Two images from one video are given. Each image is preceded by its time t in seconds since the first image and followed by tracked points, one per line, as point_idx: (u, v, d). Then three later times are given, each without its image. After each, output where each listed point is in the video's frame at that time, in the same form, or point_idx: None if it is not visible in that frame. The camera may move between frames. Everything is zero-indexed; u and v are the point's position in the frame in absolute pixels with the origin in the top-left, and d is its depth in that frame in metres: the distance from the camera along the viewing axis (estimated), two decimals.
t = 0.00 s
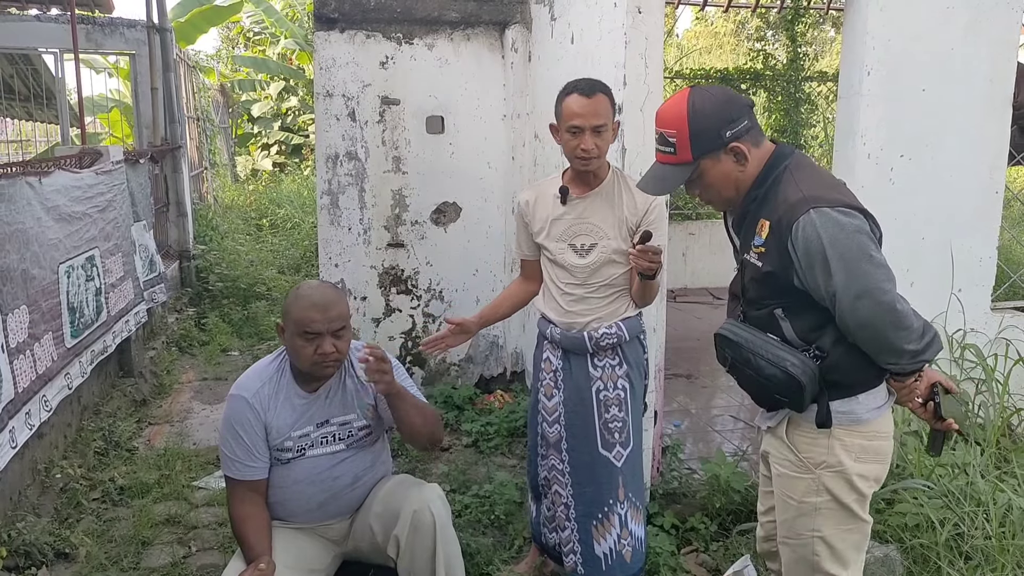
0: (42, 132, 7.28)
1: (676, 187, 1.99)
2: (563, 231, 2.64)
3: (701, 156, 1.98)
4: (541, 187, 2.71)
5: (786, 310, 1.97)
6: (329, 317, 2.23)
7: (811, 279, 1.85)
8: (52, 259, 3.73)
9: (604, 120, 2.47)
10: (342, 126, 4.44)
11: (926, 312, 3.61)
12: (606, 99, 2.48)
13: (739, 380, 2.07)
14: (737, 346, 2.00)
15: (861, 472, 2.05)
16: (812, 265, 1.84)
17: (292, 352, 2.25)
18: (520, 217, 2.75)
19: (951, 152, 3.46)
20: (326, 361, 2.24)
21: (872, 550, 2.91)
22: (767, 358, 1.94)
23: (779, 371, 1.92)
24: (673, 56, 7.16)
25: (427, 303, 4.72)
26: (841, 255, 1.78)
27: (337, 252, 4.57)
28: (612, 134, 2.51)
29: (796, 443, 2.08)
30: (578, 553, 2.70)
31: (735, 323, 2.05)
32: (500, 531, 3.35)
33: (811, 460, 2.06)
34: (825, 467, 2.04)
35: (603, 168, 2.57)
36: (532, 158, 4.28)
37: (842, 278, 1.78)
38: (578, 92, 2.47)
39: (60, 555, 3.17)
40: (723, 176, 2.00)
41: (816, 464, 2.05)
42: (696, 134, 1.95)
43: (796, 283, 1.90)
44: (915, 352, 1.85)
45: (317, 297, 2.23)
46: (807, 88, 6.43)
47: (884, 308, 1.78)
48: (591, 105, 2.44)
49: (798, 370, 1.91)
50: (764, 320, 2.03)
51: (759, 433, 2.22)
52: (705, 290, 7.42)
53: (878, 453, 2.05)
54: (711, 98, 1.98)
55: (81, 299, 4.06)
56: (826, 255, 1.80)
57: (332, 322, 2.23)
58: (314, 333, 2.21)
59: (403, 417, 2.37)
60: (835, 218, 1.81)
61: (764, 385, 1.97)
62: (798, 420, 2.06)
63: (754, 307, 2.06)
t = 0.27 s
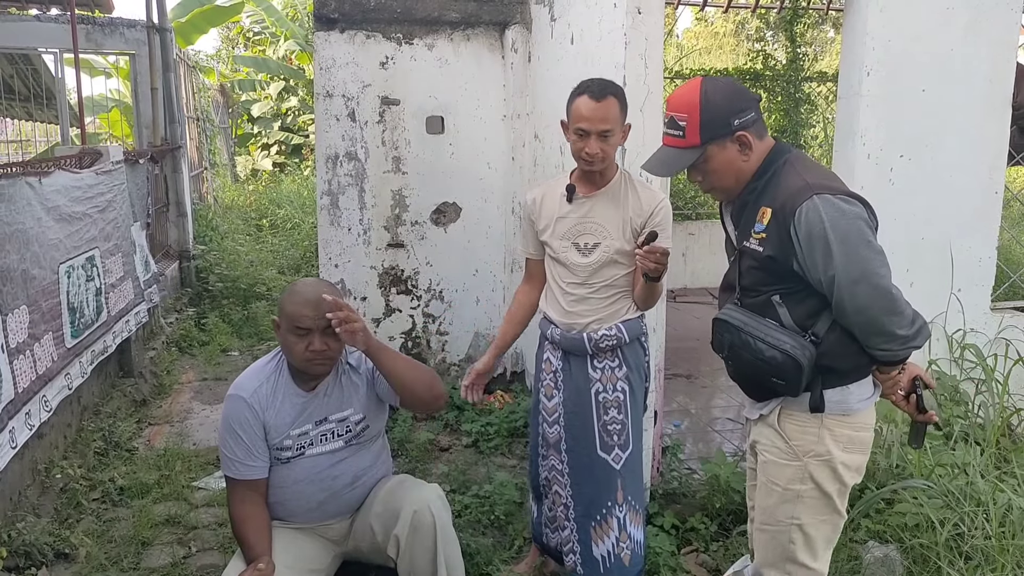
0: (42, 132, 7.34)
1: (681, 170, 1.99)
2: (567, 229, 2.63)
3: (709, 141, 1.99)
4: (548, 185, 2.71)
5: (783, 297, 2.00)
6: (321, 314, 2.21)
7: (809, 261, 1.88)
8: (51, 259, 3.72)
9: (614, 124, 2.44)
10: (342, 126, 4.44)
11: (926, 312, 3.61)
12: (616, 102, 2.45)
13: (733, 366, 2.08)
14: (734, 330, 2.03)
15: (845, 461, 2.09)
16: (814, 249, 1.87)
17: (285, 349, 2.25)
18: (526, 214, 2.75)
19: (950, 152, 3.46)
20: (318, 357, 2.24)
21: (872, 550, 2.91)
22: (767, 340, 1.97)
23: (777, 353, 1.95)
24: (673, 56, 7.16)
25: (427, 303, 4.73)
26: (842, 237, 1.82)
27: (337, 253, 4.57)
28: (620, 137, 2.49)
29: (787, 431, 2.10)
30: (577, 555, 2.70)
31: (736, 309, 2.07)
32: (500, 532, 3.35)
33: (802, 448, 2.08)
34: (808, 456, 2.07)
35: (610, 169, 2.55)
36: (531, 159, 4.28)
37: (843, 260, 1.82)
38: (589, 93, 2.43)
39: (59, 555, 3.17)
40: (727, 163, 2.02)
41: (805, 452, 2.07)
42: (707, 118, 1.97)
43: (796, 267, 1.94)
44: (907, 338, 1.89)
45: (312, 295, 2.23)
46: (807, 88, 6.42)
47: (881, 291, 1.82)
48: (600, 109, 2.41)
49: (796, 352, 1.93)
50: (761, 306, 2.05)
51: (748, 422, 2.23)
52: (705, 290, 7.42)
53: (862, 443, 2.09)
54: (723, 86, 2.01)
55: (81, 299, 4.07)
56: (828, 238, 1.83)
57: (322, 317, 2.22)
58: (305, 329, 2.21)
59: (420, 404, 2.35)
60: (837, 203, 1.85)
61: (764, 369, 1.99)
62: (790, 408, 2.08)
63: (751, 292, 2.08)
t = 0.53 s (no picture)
0: (42, 132, 7.32)
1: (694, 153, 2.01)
2: (571, 227, 2.64)
3: (726, 130, 2.00)
4: (555, 185, 2.73)
5: (784, 291, 2.02)
6: (313, 313, 2.22)
7: (815, 256, 1.88)
8: (51, 259, 3.73)
9: (621, 131, 2.44)
10: (342, 126, 4.44)
11: (926, 312, 3.61)
12: (625, 109, 2.44)
13: (728, 355, 2.10)
14: (734, 319, 2.04)
15: (822, 459, 2.10)
16: (821, 242, 1.87)
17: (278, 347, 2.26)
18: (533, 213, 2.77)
19: (950, 152, 3.47)
20: (309, 357, 2.24)
21: (871, 549, 2.91)
22: (764, 330, 1.99)
23: (774, 344, 1.96)
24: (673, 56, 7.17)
25: (427, 303, 4.73)
26: (850, 233, 1.82)
27: (337, 252, 4.58)
28: (627, 143, 2.49)
29: (771, 424, 2.11)
30: (576, 557, 2.70)
31: (737, 299, 2.09)
32: (500, 532, 3.35)
33: (782, 441, 2.09)
34: (797, 452, 2.08)
35: (616, 172, 2.57)
36: (531, 159, 4.28)
37: (850, 255, 1.82)
38: (598, 98, 2.43)
39: (59, 555, 3.17)
40: (739, 154, 2.02)
41: (784, 446, 2.09)
42: (727, 106, 1.98)
43: (799, 262, 1.94)
44: (905, 336, 1.89)
45: (306, 295, 2.23)
46: (807, 88, 6.42)
47: (885, 288, 1.82)
48: (608, 117, 2.41)
49: (793, 344, 1.95)
50: (762, 299, 2.07)
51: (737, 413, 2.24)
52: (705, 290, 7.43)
53: (841, 444, 2.10)
54: (747, 78, 2.02)
55: (81, 299, 4.07)
56: (836, 232, 1.84)
57: (315, 316, 2.22)
58: (297, 327, 2.22)
59: (417, 404, 2.36)
60: (847, 199, 1.85)
61: (760, 359, 2.00)
62: (779, 403, 2.09)
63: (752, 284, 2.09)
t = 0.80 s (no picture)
0: (42, 132, 7.36)
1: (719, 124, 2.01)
2: (575, 226, 2.64)
3: (753, 108, 2.00)
4: (560, 186, 2.74)
5: (770, 288, 2.05)
6: (312, 315, 2.21)
7: (801, 256, 1.90)
8: (51, 260, 3.73)
9: (625, 134, 2.44)
10: (342, 126, 4.44)
11: (926, 311, 3.61)
12: (630, 112, 2.44)
13: (710, 341, 2.11)
14: (717, 306, 2.06)
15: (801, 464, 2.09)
16: (808, 244, 1.87)
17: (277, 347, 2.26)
18: (538, 213, 2.78)
19: (949, 153, 3.47)
20: (308, 358, 2.24)
21: (871, 549, 2.92)
22: (740, 322, 2.00)
23: (747, 337, 1.97)
24: (673, 57, 7.18)
25: (427, 303, 4.73)
26: (836, 240, 1.82)
27: (337, 252, 4.58)
28: (632, 145, 2.49)
29: (749, 427, 2.12)
30: (576, 559, 2.71)
31: (724, 290, 2.08)
32: (500, 532, 3.35)
33: (759, 445, 2.10)
34: (776, 453, 2.09)
35: (622, 173, 2.58)
36: (532, 159, 4.28)
37: (832, 261, 1.83)
38: (603, 101, 2.43)
39: (59, 556, 3.17)
40: (758, 136, 2.02)
41: (762, 449, 2.10)
42: (762, 86, 1.98)
43: (787, 260, 1.97)
44: (881, 350, 1.90)
45: (306, 296, 2.23)
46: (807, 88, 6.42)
47: (862, 298, 1.84)
48: (612, 120, 2.41)
49: (763, 340, 1.96)
50: (748, 293, 2.09)
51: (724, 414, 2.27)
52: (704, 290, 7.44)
53: (821, 449, 2.08)
54: (791, 65, 2.01)
55: (81, 299, 4.07)
56: (823, 237, 1.84)
57: (313, 317, 2.21)
58: (295, 329, 2.21)
59: (416, 403, 2.37)
60: (840, 204, 1.84)
61: (733, 349, 2.02)
62: (756, 405, 2.11)
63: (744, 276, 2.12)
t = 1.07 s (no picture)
0: (42, 132, 7.40)
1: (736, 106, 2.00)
2: (578, 226, 2.64)
3: (771, 96, 1.98)
4: (563, 185, 2.74)
5: (754, 283, 2.07)
6: (315, 316, 2.21)
7: (785, 253, 1.91)
8: (50, 260, 3.73)
9: (630, 135, 2.44)
10: (342, 127, 4.45)
11: (926, 311, 3.61)
12: (635, 113, 2.44)
13: (696, 331, 2.13)
14: (701, 297, 2.08)
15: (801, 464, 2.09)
16: (792, 241, 1.89)
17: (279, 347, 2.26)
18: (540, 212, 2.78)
19: (948, 153, 3.47)
20: (311, 358, 2.24)
21: (870, 549, 2.93)
22: (719, 317, 2.01)
23: (723, 332, 2.00)
24: (673, 57, 7.18)
25: (427, 302, 4.74)
26: (818, 240, 1.83)
27: (337, 253, 4.58)
28: (636, 147, 2.49)
29: (741, 427, 2.15)
30: (580, 559, 2.70)
31: (711, 283, 2.08)
32: (499, 531, 3.35)
33: (751, 445, 2.12)
34: (772, 453, 2.09)
35: (626, 174, 2.58)
36: (531, 159, 4.28)
37: (814, 261, 1.84)
38: (608, 101, 2.44)
39: (59, 556, 3.17)
40: (770, 125, 2.01)
41: (754, 449, 2.12)
42: (784, 74, 1.96)
43: (772, 256, 2.00)
44: (864, 354, 1.91)
45: (308, 296, 2.22)
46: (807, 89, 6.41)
47: (842, 301, 1.84)
48: (618, 120, 2.41)
49: (738, 337, 1.98)
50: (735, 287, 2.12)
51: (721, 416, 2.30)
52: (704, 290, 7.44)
53: (817, 447, 2.08)
54: (818, 57, 1.99)
55: (81, 299, 4.07)
56: (806, 236, 1.85)
57: (316, 318, 2.21)
58: (298, 330, 2.21)
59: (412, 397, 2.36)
60: (828, 204, 1.84)
61: (711, 341, 2.05)
62: (746, 405, 2.14)
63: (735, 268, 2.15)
